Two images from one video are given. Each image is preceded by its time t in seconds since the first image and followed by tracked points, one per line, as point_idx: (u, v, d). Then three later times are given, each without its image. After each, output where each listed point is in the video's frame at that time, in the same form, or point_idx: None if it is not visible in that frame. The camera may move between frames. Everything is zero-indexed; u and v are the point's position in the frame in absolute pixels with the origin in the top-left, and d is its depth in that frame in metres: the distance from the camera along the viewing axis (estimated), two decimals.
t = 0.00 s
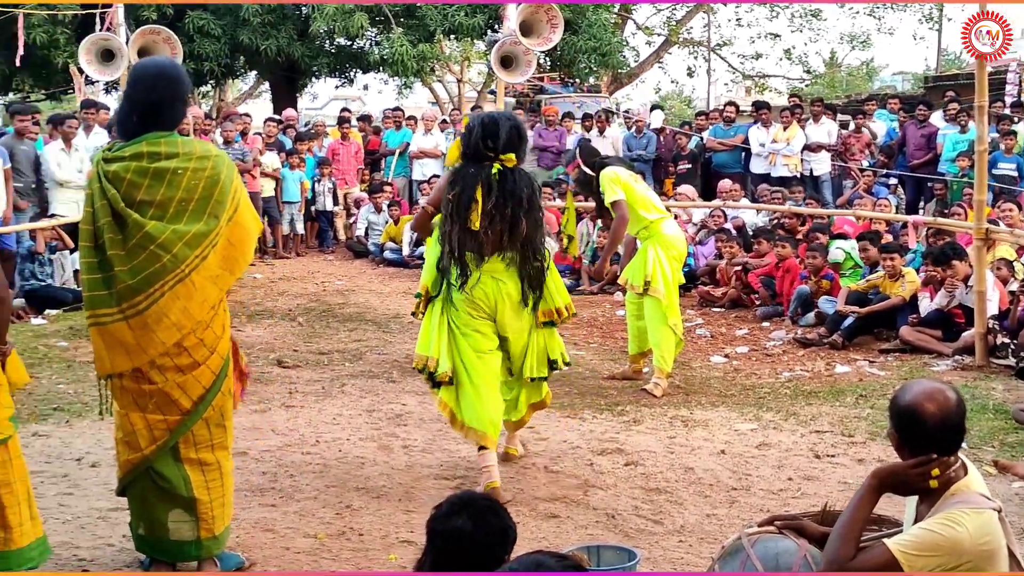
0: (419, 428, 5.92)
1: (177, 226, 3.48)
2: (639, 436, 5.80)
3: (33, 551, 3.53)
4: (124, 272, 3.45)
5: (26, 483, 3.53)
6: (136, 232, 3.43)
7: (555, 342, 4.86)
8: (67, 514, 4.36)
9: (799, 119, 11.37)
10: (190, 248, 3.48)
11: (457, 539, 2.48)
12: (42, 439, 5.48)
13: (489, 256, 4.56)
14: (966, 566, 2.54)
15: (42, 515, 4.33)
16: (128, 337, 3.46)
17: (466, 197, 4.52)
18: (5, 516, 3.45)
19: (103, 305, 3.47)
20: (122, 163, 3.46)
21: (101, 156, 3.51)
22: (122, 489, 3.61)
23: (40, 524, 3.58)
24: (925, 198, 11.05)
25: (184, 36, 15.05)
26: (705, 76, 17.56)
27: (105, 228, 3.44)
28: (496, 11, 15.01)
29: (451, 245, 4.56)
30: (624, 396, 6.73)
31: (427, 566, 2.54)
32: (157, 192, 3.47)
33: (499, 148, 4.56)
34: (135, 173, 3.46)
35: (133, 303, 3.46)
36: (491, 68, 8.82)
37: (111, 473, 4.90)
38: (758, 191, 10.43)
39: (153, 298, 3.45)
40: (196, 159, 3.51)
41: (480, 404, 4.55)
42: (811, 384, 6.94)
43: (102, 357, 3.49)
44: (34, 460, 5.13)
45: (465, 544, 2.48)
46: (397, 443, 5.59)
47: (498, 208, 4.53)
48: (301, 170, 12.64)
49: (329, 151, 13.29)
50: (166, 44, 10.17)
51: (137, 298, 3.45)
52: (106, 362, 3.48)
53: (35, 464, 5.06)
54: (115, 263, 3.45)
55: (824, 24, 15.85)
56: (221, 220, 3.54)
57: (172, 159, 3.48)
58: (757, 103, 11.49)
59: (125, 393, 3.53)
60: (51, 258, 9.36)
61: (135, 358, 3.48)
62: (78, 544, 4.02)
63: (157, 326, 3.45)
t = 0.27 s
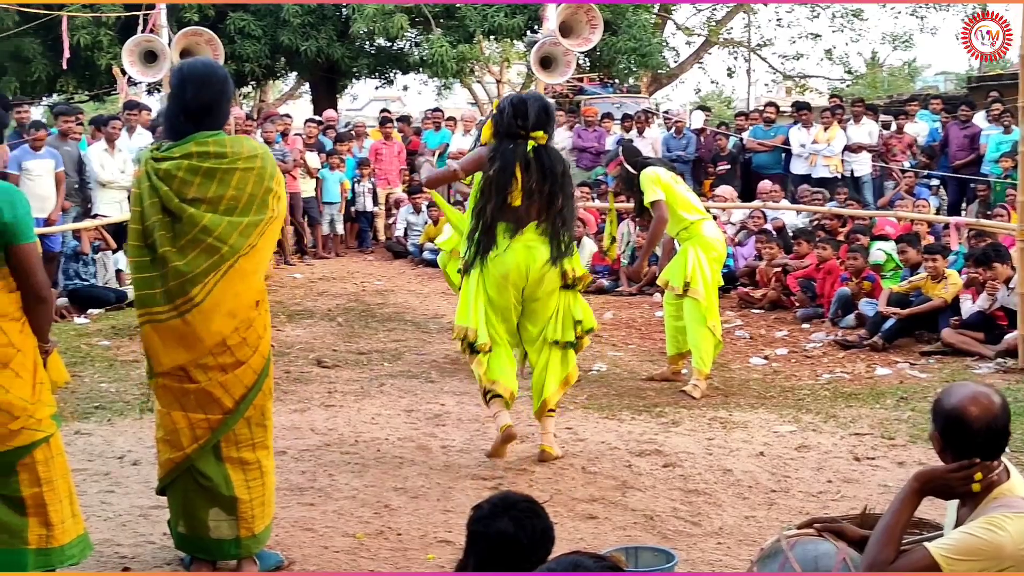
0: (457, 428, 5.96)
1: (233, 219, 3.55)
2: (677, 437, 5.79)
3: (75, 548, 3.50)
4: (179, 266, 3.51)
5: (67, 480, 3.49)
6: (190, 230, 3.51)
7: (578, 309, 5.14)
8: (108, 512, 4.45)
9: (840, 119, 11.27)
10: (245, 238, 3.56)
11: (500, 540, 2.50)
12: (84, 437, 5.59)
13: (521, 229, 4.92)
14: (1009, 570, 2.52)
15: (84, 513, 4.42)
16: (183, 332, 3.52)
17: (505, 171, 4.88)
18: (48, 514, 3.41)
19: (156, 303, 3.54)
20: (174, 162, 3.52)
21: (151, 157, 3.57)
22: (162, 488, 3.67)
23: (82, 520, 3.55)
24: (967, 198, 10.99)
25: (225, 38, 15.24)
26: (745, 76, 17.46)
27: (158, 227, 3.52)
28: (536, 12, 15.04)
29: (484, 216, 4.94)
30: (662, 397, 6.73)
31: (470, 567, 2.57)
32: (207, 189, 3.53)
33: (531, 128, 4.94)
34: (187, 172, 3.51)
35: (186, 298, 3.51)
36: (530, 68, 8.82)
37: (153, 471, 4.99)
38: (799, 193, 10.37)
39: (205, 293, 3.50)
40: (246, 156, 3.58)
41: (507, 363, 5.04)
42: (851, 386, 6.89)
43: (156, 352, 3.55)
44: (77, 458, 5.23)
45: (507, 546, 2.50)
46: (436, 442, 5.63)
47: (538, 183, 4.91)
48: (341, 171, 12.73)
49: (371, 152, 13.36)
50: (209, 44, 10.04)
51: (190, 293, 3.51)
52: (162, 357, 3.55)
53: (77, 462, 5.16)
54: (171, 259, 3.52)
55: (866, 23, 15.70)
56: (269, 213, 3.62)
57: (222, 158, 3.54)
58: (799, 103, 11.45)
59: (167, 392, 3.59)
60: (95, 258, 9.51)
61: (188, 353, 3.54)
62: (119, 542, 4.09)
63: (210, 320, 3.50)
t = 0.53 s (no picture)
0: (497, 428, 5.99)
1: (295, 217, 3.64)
2: (717, 438, 5.78)
3: (118, 546, 3.45)
4: (254, 261, 3.54)
5: (111, 477, 3.45)
6: (258, 227, 3.55)
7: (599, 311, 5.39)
8: (152, 509, 4.53)
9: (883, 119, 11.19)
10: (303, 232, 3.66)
11: (542, 541, 2.53)
12: (128, 436, 5.69)
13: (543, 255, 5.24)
14: None
15: (128, 510, 4.51)
16: (253, 327, 3.57)
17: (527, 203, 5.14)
18: (92, 511, 3.37)
19: (225, 298, 3.55)
20: (235, 162, 3.53)
21: (205, 157, 3.55)
22: (206, 487, 3.69)
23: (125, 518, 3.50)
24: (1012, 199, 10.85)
25: (267, 39, 15.40)
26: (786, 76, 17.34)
27: (225, 224, 3.52)
28: (576, 12, 15.04)
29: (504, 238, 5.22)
30: (702, 397, 6.72)
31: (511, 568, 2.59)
32: (270, 187, 3.57)
33: (534, 160, 5.20)
34: (251, 170, 3.53)
35: (257, 292, 3.56)
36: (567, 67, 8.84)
37: (196, 468, 5.07)
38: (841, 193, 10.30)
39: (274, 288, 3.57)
40: (301, 155, 3.65)
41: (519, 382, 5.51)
42: (894, 388, 6.83)
43: (227, 347, 3.57)
44: (120, 456, 5.33)
45: (549, 547, 2.53)
46: (476, 442, 5.67)
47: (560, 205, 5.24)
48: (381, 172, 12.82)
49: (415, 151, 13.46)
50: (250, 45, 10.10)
51: (259, 288, 3.56)
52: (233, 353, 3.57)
53: (122, 459, 5.26)
54: (243, 255, 3.53)
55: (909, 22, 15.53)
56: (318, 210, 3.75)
57: (281, 158, 3.59)
58: (840, 103, 11.38)
59: (216, 391, 3.63)
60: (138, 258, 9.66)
61: (254, 348, 3.59)
62: (162, 539, 4.17)
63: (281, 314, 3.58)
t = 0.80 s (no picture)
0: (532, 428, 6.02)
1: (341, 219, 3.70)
2: (754, 440, 5.76)
3: (155, 543, 3.50)
4: (306, 261, 3.59)
5: (149, 476, 3.49)
6: (309, 227, 3.58)
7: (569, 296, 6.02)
8: (190, 507, 4.60)
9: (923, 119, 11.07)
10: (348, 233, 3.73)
11: (576, 540, 2.56)
12: (166, 434, 5.78)
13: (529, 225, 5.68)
14: None
15: (167, 508, 4.58)
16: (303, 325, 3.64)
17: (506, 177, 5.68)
18: (129, 509, 3.42)
19: (275, 297, 3.59)
20: (285, 162, 3.54)
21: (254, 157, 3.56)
22: (243, 485, 3.73)
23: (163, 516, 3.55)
24: None
25: (305, 39, 15.54)
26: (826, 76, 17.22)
27: (279, 223, 3.54)
28: (614, 12, 15.03)
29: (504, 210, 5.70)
30: (738, 399, 6.70)
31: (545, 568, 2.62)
32: (318, 187, 3.60)
33: (532, 138, 5.67)
34: (300, 170, 3.56)
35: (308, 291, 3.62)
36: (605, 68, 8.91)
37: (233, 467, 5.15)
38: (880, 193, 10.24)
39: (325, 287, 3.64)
40: (346, 155, 3.69)
41: (534, 349, 5.77)
42: (932, 390, 6.77)
43: (277, 345, 3.62)
44: (159, 454, 5.42)
45: (585, 546, 2.56)
46: (511, 443, 5.70)
47: (542, 188, 5.71)
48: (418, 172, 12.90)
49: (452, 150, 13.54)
50: (289, 46, 10.21)
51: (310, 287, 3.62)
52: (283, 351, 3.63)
53: (160, 457, 5.35)
54: (295, 255, 3.57)
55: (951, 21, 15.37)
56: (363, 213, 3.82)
57: (328, 158, 3.63)
58: (880, 103, 11.30)
59: (258, 389, 3.68)
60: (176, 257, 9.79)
61: (302, 346, 3.66)
62: (199, 537, 4.22)
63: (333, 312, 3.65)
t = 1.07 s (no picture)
0: (552, 428, 6.03)
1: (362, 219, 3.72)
2: (774, 441, 5.75)
3: (181, 542, 3.50)
4: (325, 260, 3.62)
5: (174, 475, 3.49)
6: (329, 226, 3.61)
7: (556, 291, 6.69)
8: (211, 506, 4.63)
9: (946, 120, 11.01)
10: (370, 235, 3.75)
11: (596, 541, 2.57)
12: (188, 433, 5.83)
13: (521, 221, 6.37)
14: None
15: (188, 506, 4.62)
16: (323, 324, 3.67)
17: (496, 176, 6.29)
18: (153, 508, 3.41)
19: (296, 295, 3.64)
20: (309, 160, 3.56)
21: (278, 156, 3.59)
22: (263, 483, 3.76)
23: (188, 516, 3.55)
24: None
25: (327, 40, 15.61)
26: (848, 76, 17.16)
27: (299, 222, 3.57)
28: (636, 13, 15.04)
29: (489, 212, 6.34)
30: (759, 400, 6.69)
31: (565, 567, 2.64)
32: (340, 186, 3.62)
33: (533, 144, 6.22)
34: (322, 170, 3.58)
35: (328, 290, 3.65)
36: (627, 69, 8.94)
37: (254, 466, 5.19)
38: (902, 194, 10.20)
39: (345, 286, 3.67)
40: (369, 155, 3.70)
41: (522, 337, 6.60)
42: (955, 391, 6.74)
43: (296, 343, 3.66)
44: (180, 452, 5.47)
45: (604, 546, 2.57)
46: (531, 443, 5.72)
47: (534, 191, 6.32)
48: (438, 173, 13.06)
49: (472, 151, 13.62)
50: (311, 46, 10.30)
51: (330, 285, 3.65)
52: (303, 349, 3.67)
53: (182, 455, 5.39)
54: (314, 253, 3.60)
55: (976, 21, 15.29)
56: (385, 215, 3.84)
57: (350, 156, 3.64)
58: (902, 103, 11.24)
59: (277, 387, 3.72)
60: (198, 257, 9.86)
61: (320, 345, 3.68)
62: (220, 536, 4.25)
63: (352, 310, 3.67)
